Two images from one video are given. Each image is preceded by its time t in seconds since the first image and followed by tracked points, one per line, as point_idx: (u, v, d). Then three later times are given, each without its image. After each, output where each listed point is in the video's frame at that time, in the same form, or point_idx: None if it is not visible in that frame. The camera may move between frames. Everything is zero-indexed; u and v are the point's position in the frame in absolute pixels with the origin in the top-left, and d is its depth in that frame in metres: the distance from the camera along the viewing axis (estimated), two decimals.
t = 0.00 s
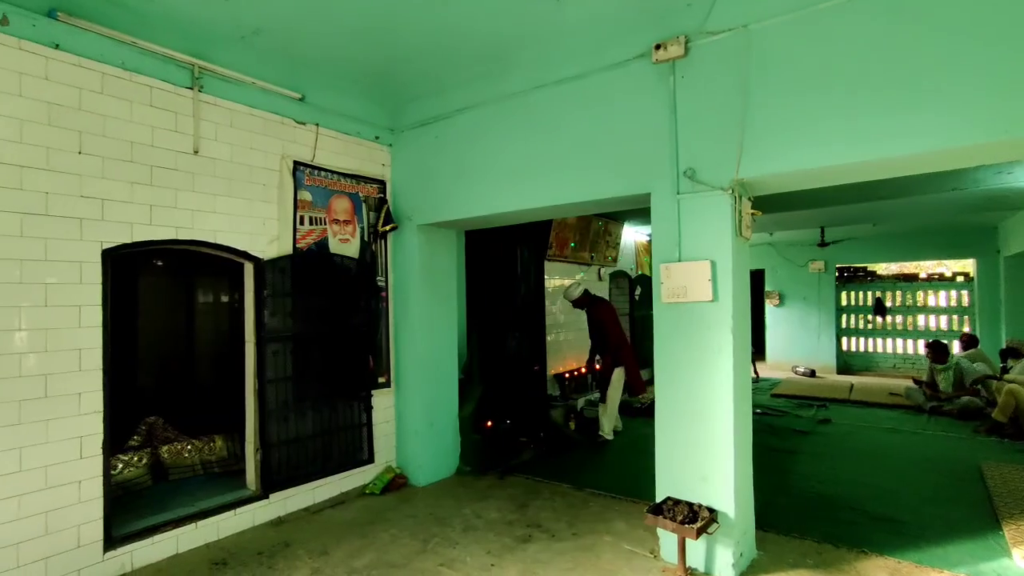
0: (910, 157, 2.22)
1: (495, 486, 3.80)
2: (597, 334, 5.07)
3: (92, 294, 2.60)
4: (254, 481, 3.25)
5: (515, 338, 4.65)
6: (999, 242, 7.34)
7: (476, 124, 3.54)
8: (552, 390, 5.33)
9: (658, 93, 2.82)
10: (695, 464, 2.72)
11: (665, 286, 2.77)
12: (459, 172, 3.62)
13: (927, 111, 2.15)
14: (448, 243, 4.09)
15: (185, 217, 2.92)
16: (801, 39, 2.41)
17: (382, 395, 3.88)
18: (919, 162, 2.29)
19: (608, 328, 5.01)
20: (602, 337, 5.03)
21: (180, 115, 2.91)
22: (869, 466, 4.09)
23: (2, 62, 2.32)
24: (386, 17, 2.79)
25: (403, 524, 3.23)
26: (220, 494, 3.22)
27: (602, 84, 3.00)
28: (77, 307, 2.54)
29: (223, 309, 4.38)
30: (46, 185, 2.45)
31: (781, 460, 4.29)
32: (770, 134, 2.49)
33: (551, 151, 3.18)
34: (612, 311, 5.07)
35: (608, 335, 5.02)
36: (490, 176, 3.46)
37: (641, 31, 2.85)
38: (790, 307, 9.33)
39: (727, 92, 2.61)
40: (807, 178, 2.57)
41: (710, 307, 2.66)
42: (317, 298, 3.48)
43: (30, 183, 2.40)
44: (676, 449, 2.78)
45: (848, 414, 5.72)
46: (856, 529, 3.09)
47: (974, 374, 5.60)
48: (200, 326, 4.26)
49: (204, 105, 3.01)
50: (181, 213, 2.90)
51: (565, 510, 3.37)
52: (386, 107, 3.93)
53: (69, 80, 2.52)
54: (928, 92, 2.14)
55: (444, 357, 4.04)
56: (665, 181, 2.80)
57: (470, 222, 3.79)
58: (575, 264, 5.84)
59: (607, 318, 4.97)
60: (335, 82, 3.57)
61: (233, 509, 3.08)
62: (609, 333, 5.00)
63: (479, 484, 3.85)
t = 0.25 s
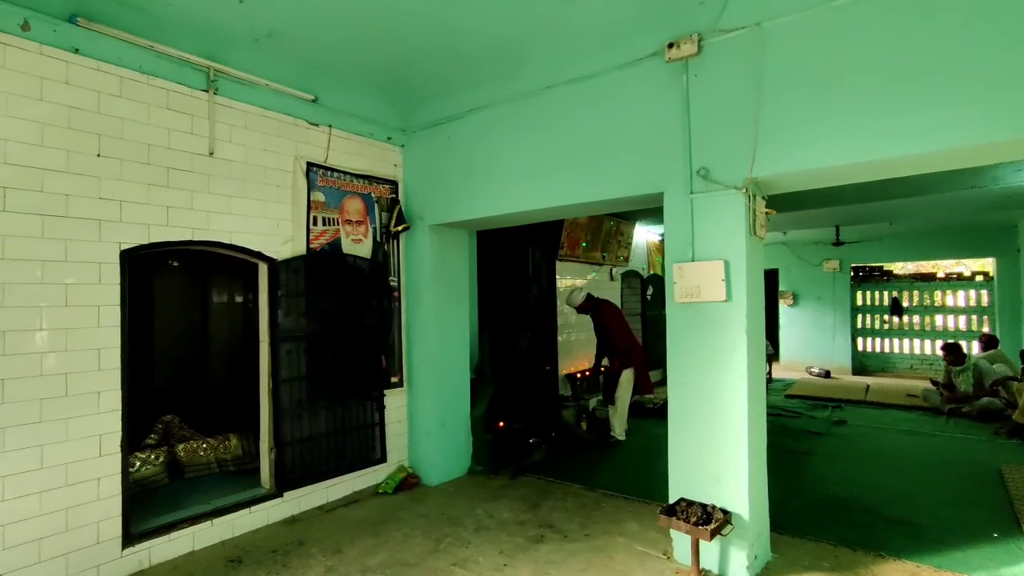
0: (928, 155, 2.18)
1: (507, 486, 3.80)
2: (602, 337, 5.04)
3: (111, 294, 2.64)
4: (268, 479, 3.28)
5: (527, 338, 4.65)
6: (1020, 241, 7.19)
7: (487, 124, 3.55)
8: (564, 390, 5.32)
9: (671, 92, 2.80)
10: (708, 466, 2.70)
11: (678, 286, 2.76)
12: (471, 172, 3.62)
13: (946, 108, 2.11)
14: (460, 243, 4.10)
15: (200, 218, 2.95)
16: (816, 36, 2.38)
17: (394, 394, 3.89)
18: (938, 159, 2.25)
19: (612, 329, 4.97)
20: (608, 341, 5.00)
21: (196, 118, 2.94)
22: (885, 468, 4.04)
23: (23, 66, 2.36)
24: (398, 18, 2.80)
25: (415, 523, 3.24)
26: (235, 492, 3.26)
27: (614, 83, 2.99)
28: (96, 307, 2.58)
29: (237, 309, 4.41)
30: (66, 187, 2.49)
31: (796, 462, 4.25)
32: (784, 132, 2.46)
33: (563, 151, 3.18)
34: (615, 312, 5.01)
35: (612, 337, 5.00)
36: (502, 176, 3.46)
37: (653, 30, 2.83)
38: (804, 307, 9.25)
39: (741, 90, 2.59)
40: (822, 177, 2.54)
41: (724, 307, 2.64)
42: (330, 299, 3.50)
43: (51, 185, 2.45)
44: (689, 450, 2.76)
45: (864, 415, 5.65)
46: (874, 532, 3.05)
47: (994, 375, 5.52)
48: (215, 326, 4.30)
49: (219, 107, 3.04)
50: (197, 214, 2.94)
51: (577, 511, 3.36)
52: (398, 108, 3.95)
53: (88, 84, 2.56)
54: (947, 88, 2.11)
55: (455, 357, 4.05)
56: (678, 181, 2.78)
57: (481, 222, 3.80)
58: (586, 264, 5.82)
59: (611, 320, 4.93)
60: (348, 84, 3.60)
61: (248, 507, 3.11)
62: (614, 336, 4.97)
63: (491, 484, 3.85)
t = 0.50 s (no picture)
0: (951, 152, 2.14)
1: (521, 486, 3.80)
2: (612, 344, 5.05)
3: (133, 295, 2.68)
4: (286, 478, 3.32)
5: (540, 339, 4.65)
6: None
7: (501, 125, 3.55)
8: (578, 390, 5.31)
9: (687, 90, 2.78)
10: (725, 467, 2.67)
11: (694, 286, 2.74)
12: (485, 173, 3.63)
13: (969, 104, 2.06)
14: (474, 244, 4.11)
15: (219, 219, 3.00)
16: (834, 32, 2.34)
17: (409, 394, 3.92)
18: (962, 156, 2.21)
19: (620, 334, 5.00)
20: (618, 346, 5.02)
21: (215, 121, 2.99)
22: (906, 471, 3.96)
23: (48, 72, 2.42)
24: (413, 19, 2.81)
25: (430, 523, 3.25)
26: (253, 490, 3.30)
27: (628, 83, 2.98)
28: (118, 308, 2.63)
29: (254, 310, 4.47)
30: (91, 190, 2.55)
31: (814, 464, 4.19)
32: (802, 130, 2.43)
33: (577, 151, 3.17)
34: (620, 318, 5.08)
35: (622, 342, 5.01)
36: (516, 177, 3.46)
37: (668, 28, 2.81)
38: (821, 307, 9.11)
39: (757, 88, 2.56)
40: (842, 175, 2.50)
41: (741, 307, 2.61)
42: (346, 299, 3.53)
43: (75, 188, 2.50)
44: (705, 452, 2.74)
45: (884, 417, 5.56)
46: (894, 536, 3.00)
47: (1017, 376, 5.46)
48: (233, 326, 4.36)
49: (237, 110, 3.08)
50: (216, 216, 2.98)
51: (591, 512, 3.35)
52: (412, 109, 3.97)
53: (111, 88, 2.61)
54: (970, 83, 2.06)
55: (470, 357, 4.06)
56: (694, 180, 2.76)
57: (495, 223, 3.80)
58: (600, 264, 5.80)
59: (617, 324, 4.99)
60: (362, 86, 3.62)
61: (265, 505, 3.15)
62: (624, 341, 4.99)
63: (505, 484, 3.85)
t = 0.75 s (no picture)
0: (976, 150, 2.09)
1: (536, 486, 3.80)
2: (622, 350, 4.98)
3: (155, 295, 2.73)
4: (303, 476, 3.35)
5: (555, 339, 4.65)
6: None
7: (516, 125, 3.56)
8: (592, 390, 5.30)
9: (703, 89, 2.76)
10: (743, 469, 2.65)
11: (711, 286, 2.72)
12: (499, 173, 3.64)
13: (995, 100, 2.02)
14: (488, 244, 4.12)
15: (238, 220, 3.04)
16: (854, 27, 2.31)
17: (424, 394, 3.94)
18: (987, 153, 2.16)
19: (630, 340, 4.92)
20: (628, 353, 4.95)
21: (234, 123, 3.03)
22: (929, 474, 3.89)
23: (74, 77, 2.48)
24: (428, 21, 2.83)
25: (446, 522, 3.27)
26: (271, 488, 3.34)
27: (644, 82, 2.97)
28: (141, 308, 2.68)
29: (271, 310, 4.52)
30: (114, 192, 2.60)
31: (832, 466, 4.13)
32: (822, 128, 2.40)
33: (592, 151, 3.17)
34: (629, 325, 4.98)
35: (632, 348, 4.95)
36: (531, 177, 3.47)
37: (684, 27, 2.79)
38: (839, 306, 9.00)
39: (776, 86, 2.53)
40: (862, 173, 2.46)
41: (759, 307, 2.59)
42: (362, 299, 3.56)
43: (100, 191, 2.55)
44: (722, 453, 2.72)
45: (905, 419, 5.46)
46: (917, 540, 2.95)
47: None
48: (250, 326, 4.41)
49: (255, 112, 3.13)
50: (235, 217, 3.02)
51: (607, 512, 3.34)
52: (427, 110, 3.99)
53: (134, 93, 2.66)
54: (996, 79, 2.02)
55: (484, 357, 4.07)
56: (711, 179, 2.74)
57: (510, 223, 3.81)
58: (614, 263, 5.78)
59: (626, 333, 4.89)
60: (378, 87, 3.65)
61: (283, 503, 3.19)
62: (635, 347, 4.93)
63: (520, 484, 3.86)
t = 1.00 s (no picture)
0: (1004, 144, 2.04)
1: (551, 485, 3.80)
2: (635, 353, 4.86)
3: (176, 295, 2.78)
4: (320, 474, 3.38)
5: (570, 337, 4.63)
6: None
7: (530, 124, 3.55)
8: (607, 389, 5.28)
9: (720, 85, 2.73)
10: (762, 469, 2.62)
11: (728, 284, 2.69)
12: (514, 172, 3.64)
13: None
14: (502, 243, 4.12)
15: (256, 220, 3.07)
16: (876, 20, 2.26)
17: (439, 392, 3.95)
18: (1015, 147, 2.10)
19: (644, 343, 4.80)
20: (642, 356, 4.83)
21: (252, 124, 3.07)
22: (952, 476, 3.82)
23: (96, 82, 2.53)
24: (442, 21, 2.83)
25: (462, 520, 3.28)
26: (289, 485, 3.38)
27: (659, 79, 2.94)
28: (163, 307, 2.73)
29: (288, 309, 4.57)
30: (136, 194, 2.64)
31: (853, 467, 4.07)
32: (842, 123, 2.36)
33: (607, 149, 3.15)
34: (643, 327, 4.87)
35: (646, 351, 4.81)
36: (546, 175, 3.46)
37: (700, 22, 2.76)
38: (858, 305, 8.86)
39: (794, 81, 2.50)
40: (884, 169, 2.42)
41: (778, 306, 2.55)
42: (378, 298, 3.58)
43: (122, 193, 2.60)
44: (741, 453, 2.69)
45: (928, 419, 5.36)
46: (941, 543, 2.89)
47: None
48: (267, 325, 4.46)
49: (272, 114, 3.16)
50: (253, 218, 3.06)
51: (622, 511, 3.33)
52: (441, 110, 4.00)
53: (155, 96, 2.71)
54: None
55: (499, 356, 4.08)
56: (728, 176, 2.71)
57: (524, 222, 3.80)
58: (629, 262, 5.75)
59: (639, 335, 4.79)
60: (392, 88, 3.66)
61: (301, 500, 3.23)
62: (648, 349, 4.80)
63: (535, 483, 3.86)
